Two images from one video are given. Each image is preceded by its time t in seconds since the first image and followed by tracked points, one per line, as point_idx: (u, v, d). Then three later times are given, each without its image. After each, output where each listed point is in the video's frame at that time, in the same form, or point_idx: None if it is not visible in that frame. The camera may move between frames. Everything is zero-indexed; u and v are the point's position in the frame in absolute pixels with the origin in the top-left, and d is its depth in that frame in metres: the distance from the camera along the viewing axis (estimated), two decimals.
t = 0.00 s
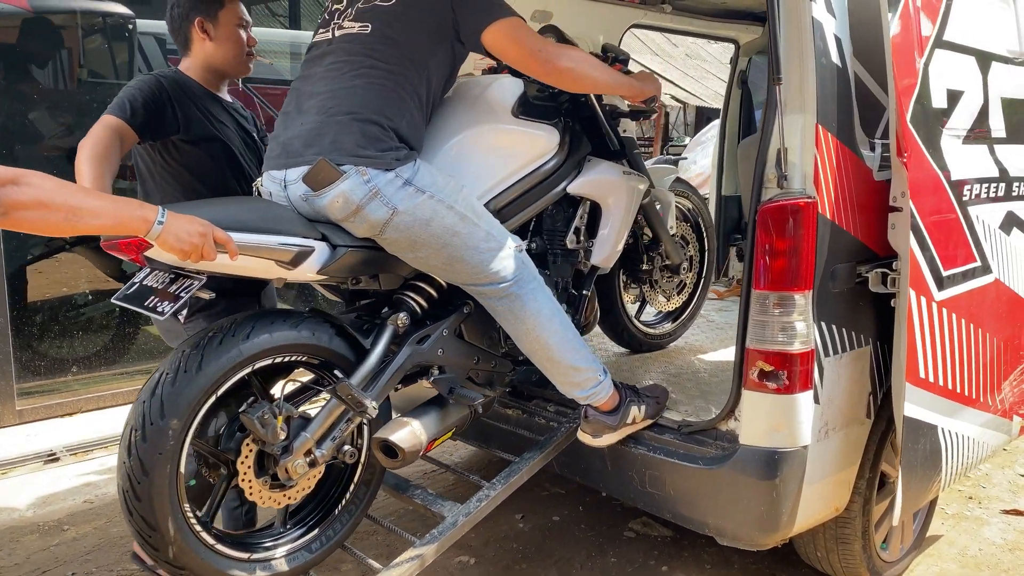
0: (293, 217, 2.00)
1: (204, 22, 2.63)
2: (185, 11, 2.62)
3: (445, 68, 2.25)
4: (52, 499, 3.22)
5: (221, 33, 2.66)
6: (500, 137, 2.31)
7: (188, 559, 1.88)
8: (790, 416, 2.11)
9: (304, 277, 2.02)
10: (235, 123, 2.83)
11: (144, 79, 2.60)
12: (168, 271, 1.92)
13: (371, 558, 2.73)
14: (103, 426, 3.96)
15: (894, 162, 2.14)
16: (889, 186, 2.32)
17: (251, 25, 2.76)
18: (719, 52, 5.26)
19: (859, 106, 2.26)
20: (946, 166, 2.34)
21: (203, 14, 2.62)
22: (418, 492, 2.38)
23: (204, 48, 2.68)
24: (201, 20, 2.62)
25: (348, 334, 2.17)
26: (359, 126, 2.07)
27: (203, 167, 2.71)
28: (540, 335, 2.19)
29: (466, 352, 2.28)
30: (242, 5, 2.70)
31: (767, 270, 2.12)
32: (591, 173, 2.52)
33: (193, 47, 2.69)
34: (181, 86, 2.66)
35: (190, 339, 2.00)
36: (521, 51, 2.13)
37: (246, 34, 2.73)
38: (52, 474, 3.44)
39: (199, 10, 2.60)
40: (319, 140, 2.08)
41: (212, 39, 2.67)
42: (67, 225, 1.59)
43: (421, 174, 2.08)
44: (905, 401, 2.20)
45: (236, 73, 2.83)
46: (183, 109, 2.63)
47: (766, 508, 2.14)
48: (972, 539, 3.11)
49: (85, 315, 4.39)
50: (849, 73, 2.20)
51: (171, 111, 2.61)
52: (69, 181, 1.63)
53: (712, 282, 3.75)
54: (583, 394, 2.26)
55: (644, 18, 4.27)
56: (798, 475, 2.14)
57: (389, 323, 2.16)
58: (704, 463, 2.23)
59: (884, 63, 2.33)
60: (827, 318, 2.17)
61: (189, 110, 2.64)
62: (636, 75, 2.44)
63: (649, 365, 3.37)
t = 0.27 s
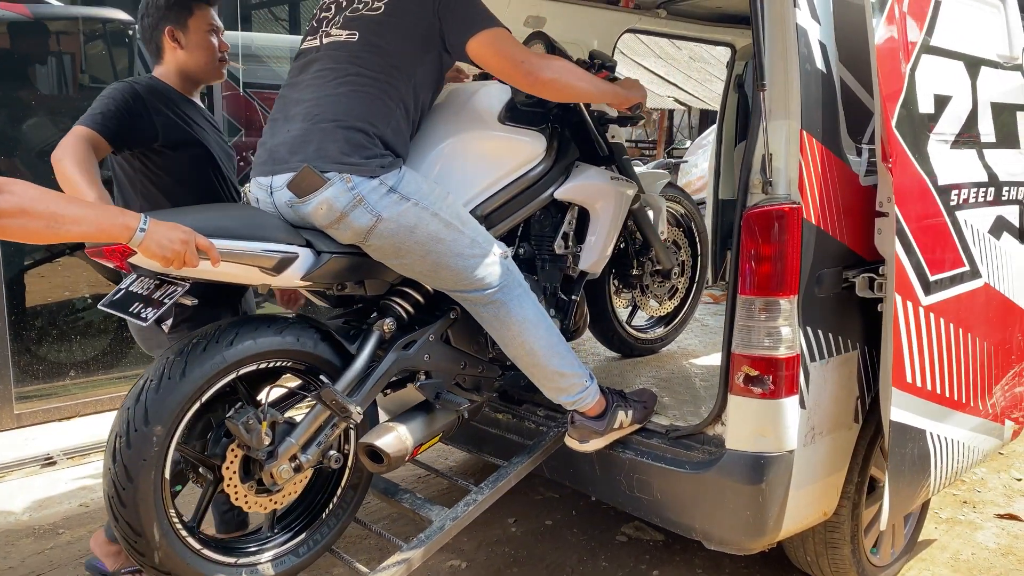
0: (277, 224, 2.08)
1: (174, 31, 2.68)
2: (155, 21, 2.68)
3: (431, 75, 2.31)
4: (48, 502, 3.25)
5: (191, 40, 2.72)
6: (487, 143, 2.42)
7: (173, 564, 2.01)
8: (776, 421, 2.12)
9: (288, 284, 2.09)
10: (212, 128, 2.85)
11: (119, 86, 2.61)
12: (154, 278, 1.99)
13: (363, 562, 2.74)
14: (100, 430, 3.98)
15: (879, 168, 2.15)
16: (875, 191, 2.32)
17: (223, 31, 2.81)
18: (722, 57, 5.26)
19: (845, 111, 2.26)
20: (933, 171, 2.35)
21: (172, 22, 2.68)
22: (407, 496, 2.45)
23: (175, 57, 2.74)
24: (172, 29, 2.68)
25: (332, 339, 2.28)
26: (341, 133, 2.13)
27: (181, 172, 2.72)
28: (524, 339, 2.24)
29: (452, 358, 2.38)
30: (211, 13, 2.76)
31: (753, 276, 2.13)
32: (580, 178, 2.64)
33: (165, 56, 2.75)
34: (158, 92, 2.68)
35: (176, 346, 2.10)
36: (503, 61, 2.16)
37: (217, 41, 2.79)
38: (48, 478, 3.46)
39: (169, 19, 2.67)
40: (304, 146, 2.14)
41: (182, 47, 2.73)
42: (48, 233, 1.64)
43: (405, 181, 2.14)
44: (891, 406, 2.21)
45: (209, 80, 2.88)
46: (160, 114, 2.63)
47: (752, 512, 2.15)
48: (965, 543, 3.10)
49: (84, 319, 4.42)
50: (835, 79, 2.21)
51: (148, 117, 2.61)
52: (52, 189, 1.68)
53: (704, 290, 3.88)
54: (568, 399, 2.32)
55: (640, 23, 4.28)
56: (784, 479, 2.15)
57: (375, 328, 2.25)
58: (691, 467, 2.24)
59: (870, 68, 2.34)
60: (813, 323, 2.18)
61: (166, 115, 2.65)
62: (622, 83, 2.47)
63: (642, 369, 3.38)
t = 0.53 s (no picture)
0: (267, 231, 2.13)
1: (137, 36, 2.70)
2: (118, 26, 2.70)
3: (421, 84, 2.36)
4: (47, 506, 3.28)
5: (156, 43, 2.73)
6: (476, 150, 2.48)
7: (164, 568, 2.04)
8: (764, 424, 2.14)
9: (277, 290, 2.14)
10: (168, 137, 2.87)
11: (81, 100, 2.58)
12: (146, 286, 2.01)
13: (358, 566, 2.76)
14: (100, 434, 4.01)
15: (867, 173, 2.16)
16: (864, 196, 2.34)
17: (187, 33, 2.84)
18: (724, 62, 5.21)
19: (834, 117, 2.28)
20: (922, 176, 2.36)
21: (135, 27, 2.69)
22: (399, 500, 2.49)
23: (140, 61, 2.75)
24: (135, 33, 2.69)
25: (321, 345, 2.32)
26: (334, 140, 2.17)
27: (146, 186, 2.77)
28: (509, 352, 2.27)
29: (442, 363, 2.42)
30: (173, 17, 2.78)
31: (742, 282, 2.15)
32: (570, 185, 2.71)
33: (129, 61, 2.76)
34: (115, 104, 2.66)
35: (166, 353, 2.13)
36: (488, 66, 2.20)
37: (181, 44, 2.81)
38: (48, 482, 3.49)
39: (130, 23, 2.68)
40: (294, 154, 2.19)
41: (146, 51, 2.73)
42: (38, 239, 1.78)
43: (394, 190, 2.19)
44: (879, 410, 2.22)
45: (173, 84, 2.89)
46: (121, 131, 2.66)
47: (742, 516, 2.16)
48: (959, 547, 3.11)
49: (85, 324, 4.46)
50: (823, 85, 2.23)
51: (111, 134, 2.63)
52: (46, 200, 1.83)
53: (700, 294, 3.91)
54: (554, 413, 2.35)
55: (636, 29, 4.32)
56: (774, 482, 2.16)
57: (365, 334, 2.31)
58: (681, 471, 2.27)
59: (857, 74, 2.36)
60: (801, 327, 2.20)
61: (128, 131, 2.68)
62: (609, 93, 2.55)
63: (637, 372, 3.40)
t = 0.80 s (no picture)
0: (267, 238, 2.16)
1: (104, 47, 2.58)
2: (84, 36, 2.57)
3: (416, 91, 2.39)
4: (50, 509, 3.30)
5: (121, 53, 2.62)
6: (474, 156, 2.51)
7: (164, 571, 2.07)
8: (761, 428, 2.15)
9: (277, 296, 2.17)
10: (138, 148, 2.76)
11: (53, 113, 2.43)
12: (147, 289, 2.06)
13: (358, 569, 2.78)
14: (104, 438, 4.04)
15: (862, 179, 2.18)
16: (859, 202, 2.36)
17: (152, 41, 2.73)
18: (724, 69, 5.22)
19: (829, 123, 2.30)
20: (917, 182, 2.38)
21: (101, 37, 2.57)
22: (399, 503, 2.51)
23: (105, 72, 2.62)
24: (99, 43, 2.58)
25: (320, 349, 2.34)
26: (331, 146, 2.21)
27: (122, 201, 2.66)
28: (504, 358, 2.29)
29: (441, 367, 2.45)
30: (138, 26, 2.67)
31: (738, 287, 2.16)
32: (569, 190, 2.74)
33: (92, 71, 2.63)
34: (88, 116, 2.53)
35: (166, 358, 2.16)
36: (483, 76, 2.23)
37: (147, 54, 2.70)
38: (52, 485, 3.52)
39: (96, 33, 2.57)
40: (292, 161, 2.22)
41: (112, 63, 2.61)
42: (39, 246, 1.86)
43: (391, 196, 2.23)
44: (876, 413, 2.24)
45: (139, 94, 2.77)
46: (97, 143, 2.53)
47: (738, 519, 2.18)
48: (959, 551, 3.11)
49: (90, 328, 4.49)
50: (818, 91, 2.25)
51: (88, 147, 2.50)
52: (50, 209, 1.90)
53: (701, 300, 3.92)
54: (551, 418, 2.37)
55: (636, 35, 4.35)
56: (770, 486, 2.18)
57: (364, 339, 2.34)
58: (678, 474, 2.28)
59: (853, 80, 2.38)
60: (797, 331, 2.21)
61: (104, 144, 2.56)
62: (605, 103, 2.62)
63: (636, 376, 3.42)
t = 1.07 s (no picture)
0: (268, 242, 2.19)
1: (75, 51, 2.59)
2: (56, 40, 2.58)
3: (416, 99, 2.41)
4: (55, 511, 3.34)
5: (96, 58, 2.62)
6: (474, 161, 2.54)
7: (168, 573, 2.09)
8: (759, 431, 2.17)
9: (279, 300, 2.19)
10: (118, 148, 2.77)
11: (39, 121, 2.45)
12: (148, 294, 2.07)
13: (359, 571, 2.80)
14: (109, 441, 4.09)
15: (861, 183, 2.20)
16: (858, 206, 2.38)
17: (128, 44, 2.73)
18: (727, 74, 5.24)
19: (827, 127, 2.32)
20: (915, 186, 2.39)
21: (73, 42, 2.58)
22: (400, 505, 2.53)
23: (78, 77, 2.63)
24: (73, 48, 2.59)
25: (321, 353, 2.36)
26: (331, 152, 2.24)
27: (112, 206, 2.68)
28: (503, 362, 2.32)
29: (441, 371, 2.47)
30: (113, 29, 2.67)
31: (736, 291, 2.18)
32: (569, 195, 2.77)
33: (68, 76, 2.64)
34: (70, 121, 2.55)
35: (168, 362, 2.18)
36: (488, 85, 2.25)
37: (122, 57, 2.70)
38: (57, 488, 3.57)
39: (69, 38, 2.58)
40: (293, 165, 2.25)
41: (85, 66, 2.62)
42: (44, 251, 1.89)
43: (390, 201, 2.25)
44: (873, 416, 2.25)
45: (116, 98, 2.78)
46: (83, 149, 2.55)
47: (737, 521, 2.19)
48: (959, 554, 3.12)
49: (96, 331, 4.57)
50: (816, 96, 2.27)
51: (76, 154, 2.52)
52: (54, 214, 1.94)
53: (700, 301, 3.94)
54: (550, 420, 2.39)
55: (638, 41, 4.38)
56: (768, 488, 2.19)
57: (365, 343, 2.36)
58: (677, 477, 2.29)
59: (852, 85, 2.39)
60: (796, 334, 2.23)
61: (89, 150, 2.58)
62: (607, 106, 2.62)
63: (637, 379, 3.43)
